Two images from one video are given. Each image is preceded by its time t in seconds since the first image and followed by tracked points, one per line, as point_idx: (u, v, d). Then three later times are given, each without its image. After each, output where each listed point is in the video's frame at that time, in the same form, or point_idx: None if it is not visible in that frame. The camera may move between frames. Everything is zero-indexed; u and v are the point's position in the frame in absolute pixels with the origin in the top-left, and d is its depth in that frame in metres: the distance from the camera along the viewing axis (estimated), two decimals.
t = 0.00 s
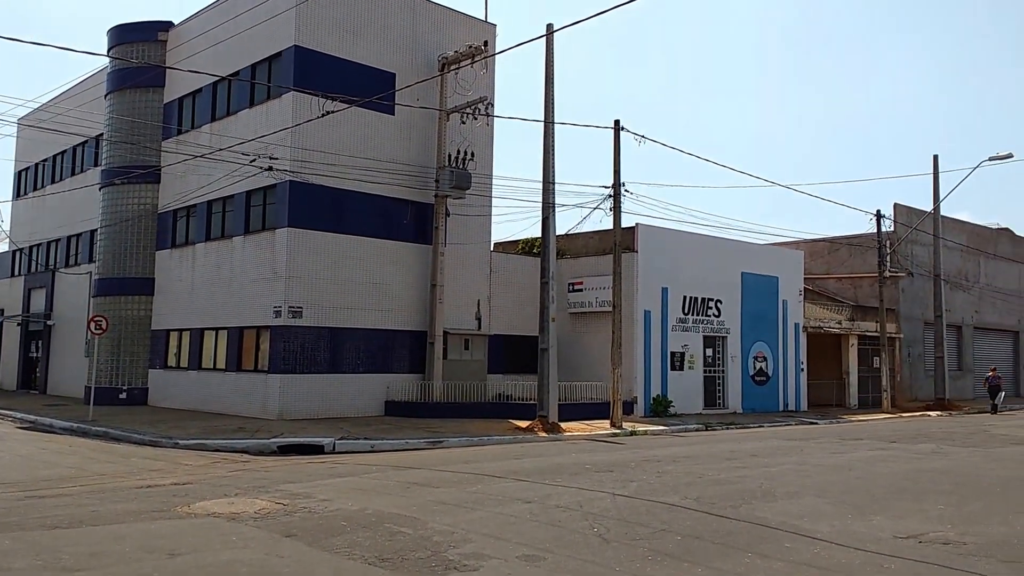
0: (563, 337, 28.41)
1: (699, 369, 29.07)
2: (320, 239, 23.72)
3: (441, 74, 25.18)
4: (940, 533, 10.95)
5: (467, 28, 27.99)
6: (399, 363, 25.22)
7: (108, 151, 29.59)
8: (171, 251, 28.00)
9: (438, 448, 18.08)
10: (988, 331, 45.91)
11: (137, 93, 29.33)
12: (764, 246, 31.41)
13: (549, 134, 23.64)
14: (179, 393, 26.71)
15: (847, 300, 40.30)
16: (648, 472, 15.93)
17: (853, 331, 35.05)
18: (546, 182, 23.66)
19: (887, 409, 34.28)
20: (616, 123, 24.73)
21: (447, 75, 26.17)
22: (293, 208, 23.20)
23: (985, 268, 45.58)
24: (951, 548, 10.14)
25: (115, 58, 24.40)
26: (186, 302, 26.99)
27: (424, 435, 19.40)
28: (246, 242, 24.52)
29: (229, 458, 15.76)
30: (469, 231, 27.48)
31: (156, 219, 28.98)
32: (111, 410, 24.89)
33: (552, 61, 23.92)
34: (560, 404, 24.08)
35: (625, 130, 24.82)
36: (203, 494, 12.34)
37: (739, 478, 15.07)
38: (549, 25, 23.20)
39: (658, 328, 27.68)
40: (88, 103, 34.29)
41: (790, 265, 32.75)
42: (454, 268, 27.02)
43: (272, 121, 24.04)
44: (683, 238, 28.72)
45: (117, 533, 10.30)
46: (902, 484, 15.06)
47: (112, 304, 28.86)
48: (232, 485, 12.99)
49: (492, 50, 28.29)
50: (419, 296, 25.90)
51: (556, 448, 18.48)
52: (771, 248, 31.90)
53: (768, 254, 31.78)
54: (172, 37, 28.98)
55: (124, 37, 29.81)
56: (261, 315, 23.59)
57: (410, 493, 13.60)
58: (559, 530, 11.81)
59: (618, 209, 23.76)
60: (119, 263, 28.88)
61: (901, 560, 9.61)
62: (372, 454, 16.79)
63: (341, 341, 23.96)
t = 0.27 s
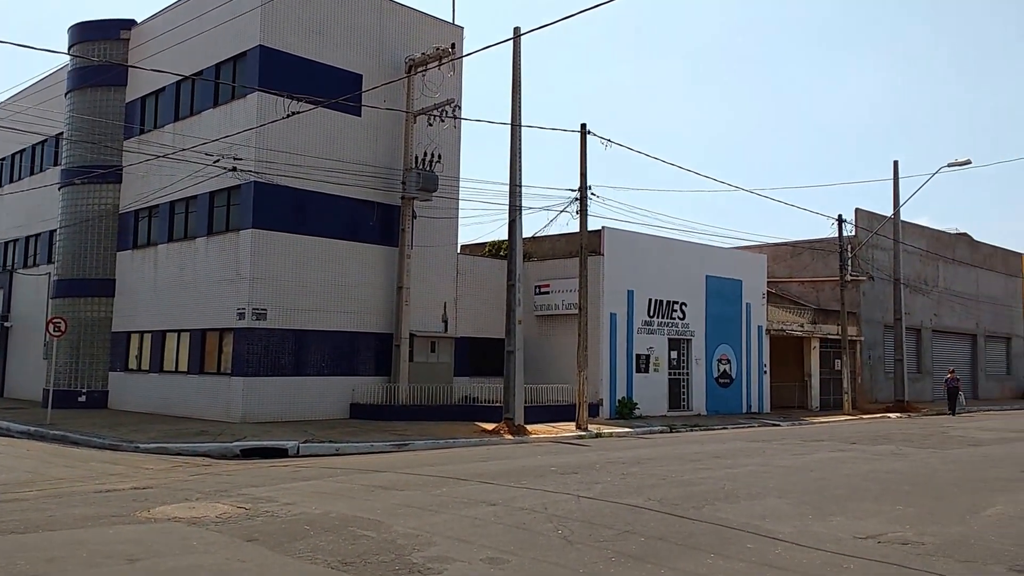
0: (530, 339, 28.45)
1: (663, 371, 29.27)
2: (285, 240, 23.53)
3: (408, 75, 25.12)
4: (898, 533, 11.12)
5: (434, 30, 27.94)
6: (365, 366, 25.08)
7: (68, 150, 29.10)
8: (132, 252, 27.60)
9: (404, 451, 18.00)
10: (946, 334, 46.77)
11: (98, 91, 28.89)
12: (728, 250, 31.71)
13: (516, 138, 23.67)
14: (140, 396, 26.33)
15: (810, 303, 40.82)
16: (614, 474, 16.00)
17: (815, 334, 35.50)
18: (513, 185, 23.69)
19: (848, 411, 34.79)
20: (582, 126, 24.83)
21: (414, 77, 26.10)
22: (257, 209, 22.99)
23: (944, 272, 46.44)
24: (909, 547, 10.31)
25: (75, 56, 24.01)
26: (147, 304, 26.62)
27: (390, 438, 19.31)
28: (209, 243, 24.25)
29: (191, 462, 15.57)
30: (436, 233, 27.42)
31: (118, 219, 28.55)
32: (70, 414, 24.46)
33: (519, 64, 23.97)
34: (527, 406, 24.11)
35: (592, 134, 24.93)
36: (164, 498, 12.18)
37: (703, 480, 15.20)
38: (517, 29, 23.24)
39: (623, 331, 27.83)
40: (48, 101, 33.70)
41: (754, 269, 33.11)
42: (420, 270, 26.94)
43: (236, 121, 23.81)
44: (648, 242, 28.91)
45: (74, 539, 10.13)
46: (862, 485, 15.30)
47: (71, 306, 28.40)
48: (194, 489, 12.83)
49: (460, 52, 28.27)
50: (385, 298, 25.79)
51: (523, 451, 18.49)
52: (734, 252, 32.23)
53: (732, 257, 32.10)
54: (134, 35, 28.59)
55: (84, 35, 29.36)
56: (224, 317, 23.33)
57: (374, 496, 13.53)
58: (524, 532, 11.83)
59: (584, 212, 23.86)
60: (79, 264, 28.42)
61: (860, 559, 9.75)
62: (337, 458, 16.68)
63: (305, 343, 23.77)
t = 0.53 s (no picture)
0: (495, 341, 28.48)
1: (627, 372, 29.47)
2: (247, 241, 23.33)
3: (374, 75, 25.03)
4: (853, 530, 11.33)
5: (400, 30, 27.87)
6: (328, 367, 24.94)
7: (24, 146, 28.58)
8: (90, 251, 27.18)
9: (367, 452, 17.94)
10: (900, 336, 47.68)
11: (56, 87, 28.42)
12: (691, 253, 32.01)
13: (482, 139, 23.69)
14: (97, 398, 25.94)
15: (769, 305, 41.35)
16: (576, 474, 16.10)
17: (774, 336, 35.99)
18: (478, 186, 23.71)
19: (806, 411, 35.32)
20: (548, 129, 24.91)
21: (379, 77, 26.00)
22: (219, 209, 22.75)
23: (898, 275, 47.34)
24: (863, 545, 10.50)
25: (32, 51, 23.59)
26: (105, 304, 26.23)
27: (353, 440, 19.23)
28: (169, 243, 23.96)
29: (149, 465, 15.37)
30: (401, 233, 27.34)
31: (75, 218, 28.10)
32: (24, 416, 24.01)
33: (485, 66, 23.99)
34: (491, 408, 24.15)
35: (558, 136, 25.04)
36: (121, 502, 12.02)
37: (664, 479, 15.36)
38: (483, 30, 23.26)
39: (587, 332, 27.97)
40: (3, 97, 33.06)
41: (718, 271, 33.46)
42: (385, 271, 26.85)
43: (198, 119, 23.55)
44: (613, 243, 29.08)
45: (28, 544, 9.96)
46: (819, 484, 15.56)
47: (27, 306, 27.90)
48: (151, 492, 12.67)
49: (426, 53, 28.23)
50: (350, 300, 25.67)
51: (487, 452, 18.52)
52: (698, 254, 32.54)
53: (696, 260, 32.41)
54: (93, 31, 28.16)
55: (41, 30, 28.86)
56: (184, 318, 23.06)
57: (336, 498, 13.47)
58: (486, 533, 11.86)
59: (550, 214, 23.94)
60: (35, 263, 27.93)
61: (817, 557, 9.92)
62: (299, 460, 16.58)
63: (268, 344, 23.59)
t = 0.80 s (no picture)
0: (459, 341, 28.49)
1: (589, 372, 29.63)
2: (207, 240, 23.09)
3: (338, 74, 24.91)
4: (805, 527, 11.52)
5: (365, 29, 27.76)
6: (290, 368, 24.78)
7: None
8: (44, 249, 26.71)
9: (328, 453, 17.85)
10: (854, 337, 48.54)
11: (9, 81, 27.88)
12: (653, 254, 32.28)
13: (446, 140, 23.68)
14: (51, 399, 25.50)
15: (727, 307, 41.81)
16: (537, 474, 16.17)
17: (732, 336, 36.44)
18: (442, 187, 23.69)
19: (762, 411, 35.78)
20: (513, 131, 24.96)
21: (343, 75, 25.87)
22: (178, 207, 22.49)
23: (851, 278, 48.18)
24: (816, 541, 10.69)
25: None
26: (59, 303, 25.80)
27: (313, 441, 19.12)
28: (126, 241, 23.64)
29: (104, 468, 15.16)
30: (364, 234, 27.22)
31: (28, 215, 27.60)
32: None
33: (449, 67, 23.98)
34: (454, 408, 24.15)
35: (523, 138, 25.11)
36: (75, 505, 11.84)
37: (623, 479, 15.49)
38: (447, 31, 23.27)
39: (550, 333, 28.07)
40: None
41: (680, 272, 33.77)
42: (348, 271, 26.73)
43: (157, 116, 23.26)
44: (576, 245, 29.21)
45: None
46: (775, 485, 15.82)
47: None
48: (107, 495, 12.50)
49: (391, 52, 28.15)
50: (312, 300, 25.53)
51: (449, 452, 18.53)
52: (659, 256, 32.81)
53: (658, 261, 32.69)
54: (49, 24, 27.68)
55: None
56: (142, 317, 22.76)
57: (296, 500, 13.39)
58: (446, 533, 11.87)
59: (514, 216, 23.99)
60: None
61: (770, 553, 10.09)
62: (258, 461, 16.46)
63: (228, 345, 23.37)
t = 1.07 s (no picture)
0: (422, 342, 28.37)
1: (551, 373, 29.68)
2: (164, 239, 22.73)
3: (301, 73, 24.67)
4: (758, 524, 11.84)
5: (329, 28, 27.54)
6: (249, 369, 24.48)
7: None
8: None
9: (288, 455, 17.64)
10: (808, 339, 49.26)
11: None
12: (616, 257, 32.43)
13: (410, 141, 23.55)
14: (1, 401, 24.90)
15: (686, 309, 42.12)
16: (499, 474, 16.14)
17: (690, 338, 36.76)
18: (406, 187, 23.56)
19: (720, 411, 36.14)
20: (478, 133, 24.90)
21: (306, 74, 25.63)
22: (135, 205, 22.12)
23: (805, 281, 48.89)
24: (769, 538, 10.89)
25: None
26: (10, 303, 25.21)
27: (273, 443, 18.89)
28: (81, 239, 23.19)
29: (56, 471, 14.82)
30: (327, 234, 26.99)
31: None
32: None
33: (414, 67, 23.87)
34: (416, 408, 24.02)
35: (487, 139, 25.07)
36: (25, 509, 11.55)
37: (584, 479, 15.52)
38: (412, 31, 23.19)
39: (513, 334, 28.05)
40: None
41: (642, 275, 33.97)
42: (310, 271, 26.48)
43: (113, 112, 22.85)
44: (540, 246, 29.23)
45: None
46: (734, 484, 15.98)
47: None
48: (58, 499, 12.22)
49: (355, 52, 27.96)
50: (273, 300, 25.25)
51: (411, 453, 18.42)
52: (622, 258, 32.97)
53: (621, 263, 32.85)
54: (2, 17, 27.07)
55: None
56: (96, 317, 22.33)
57: (253, 502, 13.20)
58: (406, 534, 11.78)
59: (478, 217, 23.92)
60: None
61: (724, 551, 10.06)
62: (216, 463, 16.22)
63: (186, 345, 23.02)
